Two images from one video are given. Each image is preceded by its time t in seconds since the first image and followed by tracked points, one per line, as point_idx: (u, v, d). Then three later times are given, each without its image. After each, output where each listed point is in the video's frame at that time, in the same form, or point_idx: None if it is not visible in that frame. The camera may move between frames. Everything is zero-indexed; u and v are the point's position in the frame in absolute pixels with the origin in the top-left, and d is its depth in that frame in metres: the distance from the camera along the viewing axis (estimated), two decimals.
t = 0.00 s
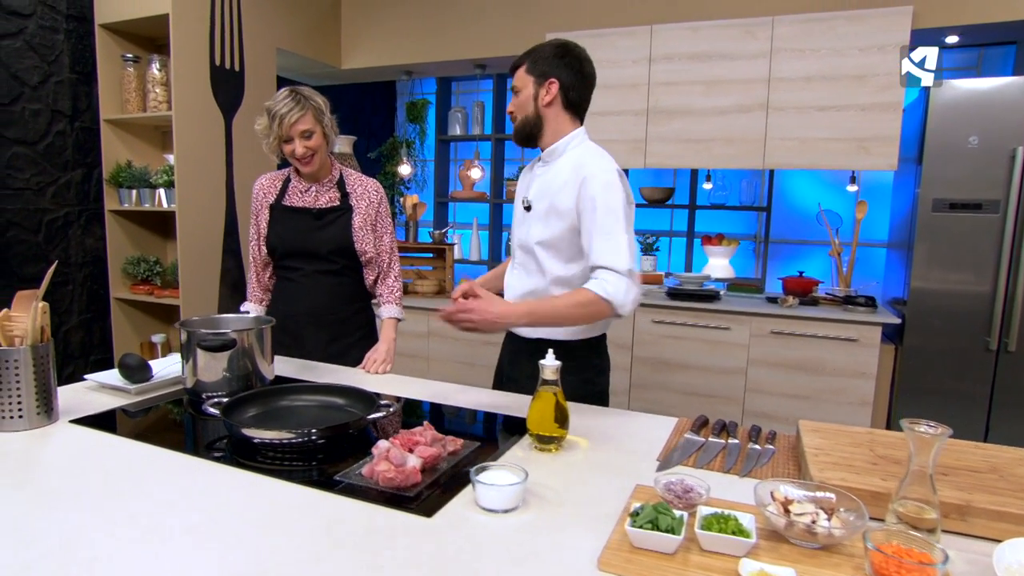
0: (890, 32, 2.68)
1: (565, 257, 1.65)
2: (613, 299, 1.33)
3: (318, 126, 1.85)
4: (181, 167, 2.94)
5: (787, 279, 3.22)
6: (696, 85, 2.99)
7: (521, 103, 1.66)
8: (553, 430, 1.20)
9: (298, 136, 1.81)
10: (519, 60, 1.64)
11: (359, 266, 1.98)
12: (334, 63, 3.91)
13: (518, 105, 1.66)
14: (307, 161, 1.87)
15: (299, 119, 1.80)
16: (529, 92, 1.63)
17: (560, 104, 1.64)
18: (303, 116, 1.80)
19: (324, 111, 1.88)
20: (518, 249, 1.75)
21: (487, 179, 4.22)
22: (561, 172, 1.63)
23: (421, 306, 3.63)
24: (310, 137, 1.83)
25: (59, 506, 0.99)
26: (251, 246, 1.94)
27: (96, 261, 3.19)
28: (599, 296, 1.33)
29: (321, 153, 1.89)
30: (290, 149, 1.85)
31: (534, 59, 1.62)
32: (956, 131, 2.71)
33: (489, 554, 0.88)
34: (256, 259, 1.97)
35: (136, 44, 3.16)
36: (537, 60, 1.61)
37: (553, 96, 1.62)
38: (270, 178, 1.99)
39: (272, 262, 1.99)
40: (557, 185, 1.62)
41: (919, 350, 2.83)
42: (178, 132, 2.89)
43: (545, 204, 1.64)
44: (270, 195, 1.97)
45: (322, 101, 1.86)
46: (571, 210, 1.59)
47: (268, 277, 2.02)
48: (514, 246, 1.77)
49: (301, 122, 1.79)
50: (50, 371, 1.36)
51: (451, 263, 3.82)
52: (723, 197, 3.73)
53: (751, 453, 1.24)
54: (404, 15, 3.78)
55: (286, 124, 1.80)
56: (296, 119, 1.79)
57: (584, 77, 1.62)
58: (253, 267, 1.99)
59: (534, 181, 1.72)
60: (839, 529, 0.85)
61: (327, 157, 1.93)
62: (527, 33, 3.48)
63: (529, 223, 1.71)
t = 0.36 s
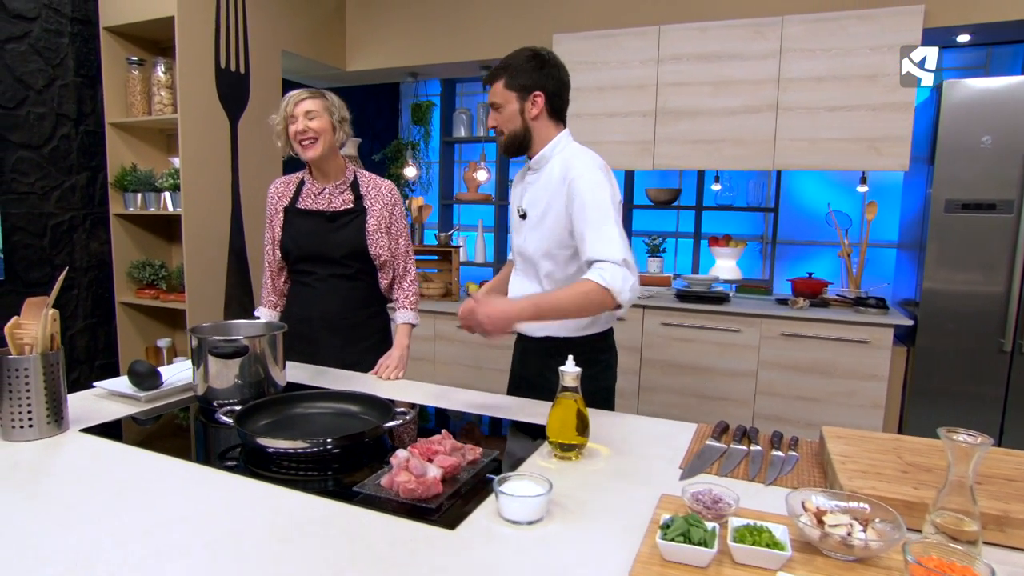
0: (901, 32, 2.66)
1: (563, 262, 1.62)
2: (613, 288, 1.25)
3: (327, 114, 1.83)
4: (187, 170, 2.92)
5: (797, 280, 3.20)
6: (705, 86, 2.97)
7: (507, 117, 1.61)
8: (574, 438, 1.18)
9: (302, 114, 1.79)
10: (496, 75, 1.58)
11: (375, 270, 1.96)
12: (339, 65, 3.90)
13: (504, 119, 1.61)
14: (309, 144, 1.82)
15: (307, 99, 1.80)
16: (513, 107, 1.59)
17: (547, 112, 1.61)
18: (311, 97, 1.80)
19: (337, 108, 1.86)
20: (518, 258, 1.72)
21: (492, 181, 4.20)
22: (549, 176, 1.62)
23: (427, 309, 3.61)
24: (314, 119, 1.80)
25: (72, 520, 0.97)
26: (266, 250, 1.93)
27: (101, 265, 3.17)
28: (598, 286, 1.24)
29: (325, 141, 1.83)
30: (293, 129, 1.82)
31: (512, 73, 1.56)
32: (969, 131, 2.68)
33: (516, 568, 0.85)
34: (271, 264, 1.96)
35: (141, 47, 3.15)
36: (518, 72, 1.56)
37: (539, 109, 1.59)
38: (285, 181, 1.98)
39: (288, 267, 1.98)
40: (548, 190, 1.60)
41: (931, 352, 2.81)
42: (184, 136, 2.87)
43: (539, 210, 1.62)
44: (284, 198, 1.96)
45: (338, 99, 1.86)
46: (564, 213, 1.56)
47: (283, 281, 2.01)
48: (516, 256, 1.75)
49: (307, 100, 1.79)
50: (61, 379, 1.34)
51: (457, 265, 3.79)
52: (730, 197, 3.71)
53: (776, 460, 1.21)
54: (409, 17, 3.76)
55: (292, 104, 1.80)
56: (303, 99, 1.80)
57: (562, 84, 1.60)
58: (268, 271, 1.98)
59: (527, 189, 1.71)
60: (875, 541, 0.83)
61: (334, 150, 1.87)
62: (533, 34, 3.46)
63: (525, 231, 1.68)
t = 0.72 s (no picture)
0: (905, 26, 2.64)
1: (588, 261, 1.61)
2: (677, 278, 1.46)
3: (342, 118, 1.81)
4: (187, 171, 2.89)
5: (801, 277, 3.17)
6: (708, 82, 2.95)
7: (533, 117, 1.52)
8: (588, 442, 1.16)
9: (319, 120, 1.77)
10: (520, 73, 1.48)
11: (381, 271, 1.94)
12: (338, 64, 3.87)
13: (530, 118, 1.52)
14: (325, 151, 1.81)
15: (324, 104, 1.77)
16: (543, 105, 1.52)
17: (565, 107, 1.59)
18: (328, 102, 1.77)
19: (352, 109, 1.85)
20: (533, 259, 1.65)
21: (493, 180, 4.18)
22: (574, 174, 1.60)
23: (429, 309, 3.58)
24: (332, 125, 1.79)
25: (80, 532, 0.95)
26: (271, 249, 1.91)
27: (100, 268, 3.14)
28: (668, 280, 1.44)
29: (342, 146, 1.83)
30: (310, 135, 1.80)
31: (537, 70, 1.48)
32: (975, 126, 2.67)
33: None
34: (276, 264, 1.94)
35: (138, 47, 3.12)
36: (545, 69, 1.49)
37: (562, 107, 1.57)
38: (293, 180, 1.96)
39: (293, 267, 1.96)
40: (578, 189, 1.59)
41: (938, 348, 2.79)
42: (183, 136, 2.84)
43: (567, 208, 1.60)
44: (291, 197, 1.93)
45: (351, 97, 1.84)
46: (598, 211, 1.57)
47: (288, 283, 1.98)
48: (524, 257, 1.67)
49: (324, 106, 1.76)
50: (65, 386, 1.32)
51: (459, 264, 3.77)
52: (732, 194, 3.69)
53: (793, 462, 1.20)
54: (408, 15, 3.73)
55: (308, 108, 1.77)
56: (319, 103, 1.77)
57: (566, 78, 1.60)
58: (272, 272, 1.95)
59: (539, 187, 1.66)
60: (905, 547, 0.81)
61: (348, 154, 1.87)
62: (534, 31, 3.43)
63: (545, 230, 1.62)
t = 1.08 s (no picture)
0: (917, 16, 2.61)
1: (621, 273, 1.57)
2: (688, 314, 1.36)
3: (358, 114, 1.80)
4: (189, 169, 2.86)
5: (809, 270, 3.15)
6: (716, 74, 2.92)
7: (588, 113, 1.44)
8: (608, 443, 1.15)
9: (337, 114, 1.75)
10: (582, 64, 1.39)
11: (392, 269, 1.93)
12: (341, 58, 3.83)
13: (584, 113, 1.44)
14: (341, 147, 1.78)
15: (341, 100, 1.76)
16: (599, 101, 1.44)
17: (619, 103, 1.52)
18: (345, 98, 1.76)
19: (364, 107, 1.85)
20: (566, 265, 1.61)
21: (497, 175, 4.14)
22: (618, 184, 1.57)
23: (435, 305, 3.56)
24: (349, 121, 1.77)
25: (94, 542, 0.93)
26: (276, 247, 1.87)
27: (104, 266, 3.12)
28: (680, 315, 1.34)
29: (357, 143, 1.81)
30: (326, 130, 1.77)
31: (598, 62, 1.40)
32: (987, 117, 2.64)
33: None
34: (281, 262, 1.89)
35: (139, 43, 3.08)
36: (607, 62, 1.41)
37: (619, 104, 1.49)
38: (298, 177, 1.92)
39: (302, 266, 1.91)
40: (621, 200, 1.56)
41: (949, 341, 2.77)
42: (185, 133, 2.81)
43: (609, 218, 1.56)
44: (298, 194, 1.89)
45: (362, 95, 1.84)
46: (640, 224, 1.54)
47: (294, 282, 1.94)
48: (557, 262, 1.63)
49: (341, 101, 1.75)
50: (74, 390, 1.30)
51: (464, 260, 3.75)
52: (738, 187, 3.66)
53: (816, 461, 1.17)
54: (411, 8, 3.69)
55: (326, 102, 1.74)
56: (337, 98, 1.75)
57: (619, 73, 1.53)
58: (276, 270, 1.89)
59: (579, 193, 1.61)
60: (941, 551, 0.79)
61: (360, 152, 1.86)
62: (539, 23, 3.39)
63: (584, 238, 1.58)
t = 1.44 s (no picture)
0: (925, 6, 2.58)
1: (620, 274, 1.54)
2: (681, 309, 1.35)
3: (371, 114, 1.78)
4: (189, 164, 2.82)
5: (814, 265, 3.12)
6: (721, 67, 2.89)
7: (577, 112, 1.38)
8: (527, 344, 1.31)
9: (353, 119, 1.73)
10: (569, 62, 1.32)
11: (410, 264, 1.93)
12: (340, 52, 3.79)
13: (573, 113, 1.38)
14: (357, 150, 1.78)
15: (356, 102, 1.73)
16: (587, 99, 1.37)
17: (612, 100, 1.45)
18: (359, 100, 1.74)
19: (375, 102, 1.82)
20: (565, 268, 1.57)
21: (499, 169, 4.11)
22: (613, 182, 1.52)
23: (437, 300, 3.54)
24: (364, 123, 1.76)
25: (106, 549, 0.91)
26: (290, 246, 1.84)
27: (103, 263, 3.09)
28: (666, 305, 1.34)
29: (372, 143, 1.80)
30: (341, 134, 1.76)
31: (587, 58, 1.33)
32: (996, 108, 2.62)
33: None
34: (296, 261, 1.87)
35: (136, 36, 3.04)
36: (596, 58, 1.34)
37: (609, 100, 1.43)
38: (309, 174, 1.88)
39: (318, 264, 1.88)
40: (618, 199, 1.51)
41: (955, 334, 2.76)
42: (185, 127, 2.77)
43: (605, 219, 1.52)
44: (311, 191, 1.86)
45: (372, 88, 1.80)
46: (638, 224, 1.49)
47: (307, 281, 1.91)
48: (555, 264, 1.60)
49: (356, 104, 1.73)
50: (81, 391, 1.27)
51: (466, 255, 3.72)
52: (740, 180, 3.65)
53: (838, 459, 1.16)
54: None
55: (341, 106, 1.72)
56: (351, 101, 1.73)
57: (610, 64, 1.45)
58: (291, 267, 1.87)
59: (575, 192, 1.56)
60: (979, 554, 0.77)
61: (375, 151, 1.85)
62: (542, 15, 3.36)
63: (581, 240, 1.55)
